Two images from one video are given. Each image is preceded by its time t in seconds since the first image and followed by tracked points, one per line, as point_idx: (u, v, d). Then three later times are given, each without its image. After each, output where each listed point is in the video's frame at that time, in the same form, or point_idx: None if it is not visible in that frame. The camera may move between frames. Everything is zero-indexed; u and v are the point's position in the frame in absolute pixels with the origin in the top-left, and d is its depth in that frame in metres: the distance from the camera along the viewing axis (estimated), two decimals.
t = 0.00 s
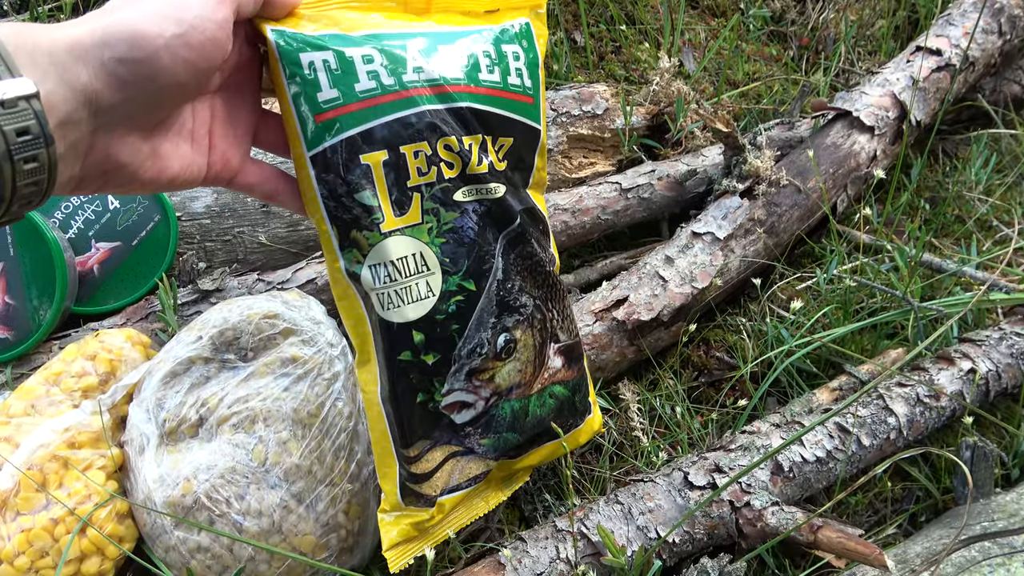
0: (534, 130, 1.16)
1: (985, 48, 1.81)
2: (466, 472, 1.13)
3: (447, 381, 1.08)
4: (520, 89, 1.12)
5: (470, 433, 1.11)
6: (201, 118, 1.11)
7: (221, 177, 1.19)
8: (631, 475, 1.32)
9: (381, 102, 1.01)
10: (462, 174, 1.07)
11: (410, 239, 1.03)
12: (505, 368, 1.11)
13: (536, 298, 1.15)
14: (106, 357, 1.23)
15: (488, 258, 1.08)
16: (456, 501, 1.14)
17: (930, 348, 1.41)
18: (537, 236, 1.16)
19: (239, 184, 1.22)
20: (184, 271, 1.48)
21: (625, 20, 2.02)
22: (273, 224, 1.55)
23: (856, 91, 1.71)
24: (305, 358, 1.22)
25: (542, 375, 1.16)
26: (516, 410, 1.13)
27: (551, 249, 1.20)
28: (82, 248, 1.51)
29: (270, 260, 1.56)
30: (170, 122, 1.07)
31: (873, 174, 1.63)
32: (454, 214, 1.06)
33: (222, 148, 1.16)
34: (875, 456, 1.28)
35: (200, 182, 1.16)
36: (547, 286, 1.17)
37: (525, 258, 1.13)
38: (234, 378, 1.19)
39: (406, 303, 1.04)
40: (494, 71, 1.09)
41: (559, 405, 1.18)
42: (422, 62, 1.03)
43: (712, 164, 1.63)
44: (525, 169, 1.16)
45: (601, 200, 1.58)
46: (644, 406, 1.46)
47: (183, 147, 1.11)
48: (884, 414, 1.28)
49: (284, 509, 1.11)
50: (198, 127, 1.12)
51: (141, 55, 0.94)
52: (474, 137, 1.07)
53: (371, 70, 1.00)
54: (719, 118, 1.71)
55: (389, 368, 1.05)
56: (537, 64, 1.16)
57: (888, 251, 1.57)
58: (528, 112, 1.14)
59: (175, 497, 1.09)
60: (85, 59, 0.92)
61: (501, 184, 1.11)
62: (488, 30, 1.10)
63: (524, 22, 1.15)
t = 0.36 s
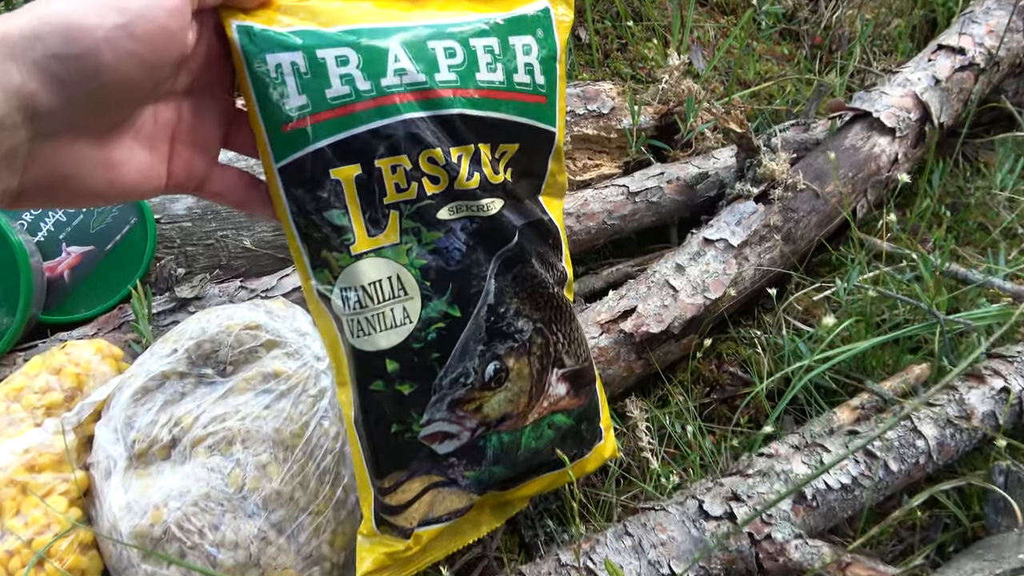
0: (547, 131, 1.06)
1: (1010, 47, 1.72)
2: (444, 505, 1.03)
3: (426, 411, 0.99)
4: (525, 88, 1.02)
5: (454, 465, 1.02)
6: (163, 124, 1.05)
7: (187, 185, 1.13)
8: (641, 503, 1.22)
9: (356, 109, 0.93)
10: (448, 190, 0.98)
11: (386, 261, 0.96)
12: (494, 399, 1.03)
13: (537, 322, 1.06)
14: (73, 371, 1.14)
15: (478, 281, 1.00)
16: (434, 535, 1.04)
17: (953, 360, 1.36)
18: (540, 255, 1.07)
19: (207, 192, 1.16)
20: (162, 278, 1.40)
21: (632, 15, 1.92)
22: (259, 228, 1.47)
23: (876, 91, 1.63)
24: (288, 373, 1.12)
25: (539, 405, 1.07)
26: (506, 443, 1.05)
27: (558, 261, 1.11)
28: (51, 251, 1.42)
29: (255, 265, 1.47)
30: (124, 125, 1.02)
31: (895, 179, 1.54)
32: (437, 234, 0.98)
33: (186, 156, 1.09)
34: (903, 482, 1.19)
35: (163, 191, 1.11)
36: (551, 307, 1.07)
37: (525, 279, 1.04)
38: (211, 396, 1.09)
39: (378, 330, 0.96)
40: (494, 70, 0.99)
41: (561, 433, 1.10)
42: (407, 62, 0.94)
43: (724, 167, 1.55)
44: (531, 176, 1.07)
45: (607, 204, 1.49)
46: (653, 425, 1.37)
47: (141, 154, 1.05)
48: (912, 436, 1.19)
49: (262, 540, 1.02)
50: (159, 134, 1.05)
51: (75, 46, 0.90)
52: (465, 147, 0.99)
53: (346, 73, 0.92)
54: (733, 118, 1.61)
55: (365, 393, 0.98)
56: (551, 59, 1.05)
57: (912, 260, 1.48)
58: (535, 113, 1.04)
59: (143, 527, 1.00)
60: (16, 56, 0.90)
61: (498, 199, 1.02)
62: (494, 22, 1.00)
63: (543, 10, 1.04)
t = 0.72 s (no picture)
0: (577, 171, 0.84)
1: None
2: None
3: (449, 506, 0.77)
4: (550, 121, 0.81)
5: (484, 570, 0.79)
6: (126, 171, 0.84)
7: (156, 245, 0.90)
8: None
9: (357, 150, 0.74)
10: (468, 240, 0.77)
11: (396, 324, 0.75)
12: (529, 486, 0.79)
13: (575, 393, 0.82)
14: (36, 443, 0.97)
15: (504, 346, 0.78)
16: None
17: None
18: (577, 312, 0.84)
19: (180, 253, 0.94)
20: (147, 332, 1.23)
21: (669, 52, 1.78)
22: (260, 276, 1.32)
23: (942, 135, 1.48)
24: (289, 447, 0.95)
25: (582, 490, 0.83)
26: (546, 539, 0.81)
27: (596, 324, 0.88)
28: (23, 301, 1.30)
29: (254, 318, 1.30)
30: (75, 172, 0.80)
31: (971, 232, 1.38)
32: (456, 291, 0.77)
33: (155, 209, 0.88)
34: None
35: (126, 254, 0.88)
36: (592, 375, 0.84)
37: (559, 342, 0.81)
38: (197, 475, 0.92)
39: (389, 412, 0.75)
40: (516, 100, 0.79)
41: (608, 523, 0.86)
42: (415, 91, 0.75)
43: (778, 216, 1.40)
44: (561, 224, 0.85)
45: (651, 254, 1.34)
46: (706, 508, 1.21)
47: (97, 208, 0.83)
48: (1020, 533, 1.05)
49: None
50: (121, 184, 0.84)
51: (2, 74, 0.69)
52: (486, 190, 0.78)
53: (344, 105, 0.73)
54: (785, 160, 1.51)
55: (375, 486, 0.76)
56: (579, 87, 0.84)
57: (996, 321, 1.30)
58: (563, 151, 0.83)
59: None
60: None
61: (524, 248, 0.80)
62: (513, 43, 0.81)
63: (570, 30, 0.84)
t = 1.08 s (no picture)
0: (631, 153, 0.69)
1: None
2: None
3: (477, 519, 0.62)
4: (604, 91, 0.66)
5: None
6: (118, 127, 0.70)
7: (152, 212, 0.78)
8: None
9: (387, 114, 0.58)
10: (508, 221, 0.62)
11: (424, 314, 0.59)
12: (568, 500, 0.64)
13: (623, 397, 0.67)
14: (19, 438, 0.88)
15: (543, 343, 0.62)
16: None
17: None
18: (625, 306, 0.69)
19: (178, 225, 0.81)
20: (148, 320, 1.14)
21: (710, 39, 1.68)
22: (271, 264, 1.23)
23: (1010, 130, 1.37)
24: (299, 450, 0.86)
25: (626, 505, 0.68)
26: (586, 562, 0.67)
27: (646, 325, 0.73)
28: (14, 282, 1.19)
29: (264, 308, 1.23)
30: (57, 123, 0.67)
31: None
32: (494, 278, 0.61)
33: (150, 171, 0.75)
34: None
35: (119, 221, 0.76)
36: (641, 378, 0.69)
37: (607, 340, 0.66)
38: (197, 477, 0.83)
39: (414, 412, 0.59)
40: (567, 64, 0.64)
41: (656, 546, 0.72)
42: (454, 48, 0.59)
43: (830, 212, 1.29)
44: (605, 207, 0.70)
45: (694, 249, 1.24)
46: (752, 526, 1.09)
47: (82, 166, 0.70)
48: None
49: None
50: (112, 140, 0.71)
51: None
52: (530, 165, 0.63)
53: (372, 62, 0.57)
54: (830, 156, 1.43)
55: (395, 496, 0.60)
56: (636, 53, 0.69)
57: None
58: (617, 127, 0.67)
59: None
60: None
61: (570, 234, 0.65)
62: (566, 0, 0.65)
63: None
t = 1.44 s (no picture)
0: (638, 147, 0.68)
1: None
2: None
3: (472, 514, 0.61)
4: (612, 83, 0.64)
5: None
6: (117, 106, 0.69)
7: (152, 194, 0.77)
8: None
9: (390, 100, 0.56)
10: (510, 215, 0.60)
11: (423, 306, 0.58)
12: (564, 497, 0.64)
13: (623, 395, 0.66)
14: (13, 427, 0.87)
15: (543, 338, 0.61)
16: None
17: None
18: (627, 303, 0.69)
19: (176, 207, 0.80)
20: (145, 309, 1.16)
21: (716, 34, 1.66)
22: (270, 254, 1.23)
23: (1017, 131, 1.36)
24: (295, 442, 0.85)
25: (623, 503, 0.68)
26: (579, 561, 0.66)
27: (648, 321, 0.72)
28: (11, 268, 1.18)
29: (263, 299, 1.23)
30: (54, 103, 0.65)
31: None
32: (494, 271, 0.60)
33: (150, 152, 0.74)
34: None
35: (118, 202, 0.75)
36: (642, 376, 0.68)
37: (608, 337, 0.65)
38: (191, 469, 0.82)
39: (411, 404, 0.59)
40: (575, 55, 0.62)
41: (653, 546, 0.71)
42: (460, 35, 0.58)
43: (835, 211, 1.29)
44: (608, 203, 0.70)
45: (697, 246, 1.22)
46: (749, 525, 1.08)
47: (80, 146, 0.69)
48: None
49: None
50: (112, 120, 0.69)
51: None
52: (534, 157, 0.61)
53: (376, 47, 0.56)
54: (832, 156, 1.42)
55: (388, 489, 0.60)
56: (646, 45, 0.67)
57: None
58: (625, 120, 0.66)
59: None
60: None
61: (573, 227, 0.63)
62: None
63: None
